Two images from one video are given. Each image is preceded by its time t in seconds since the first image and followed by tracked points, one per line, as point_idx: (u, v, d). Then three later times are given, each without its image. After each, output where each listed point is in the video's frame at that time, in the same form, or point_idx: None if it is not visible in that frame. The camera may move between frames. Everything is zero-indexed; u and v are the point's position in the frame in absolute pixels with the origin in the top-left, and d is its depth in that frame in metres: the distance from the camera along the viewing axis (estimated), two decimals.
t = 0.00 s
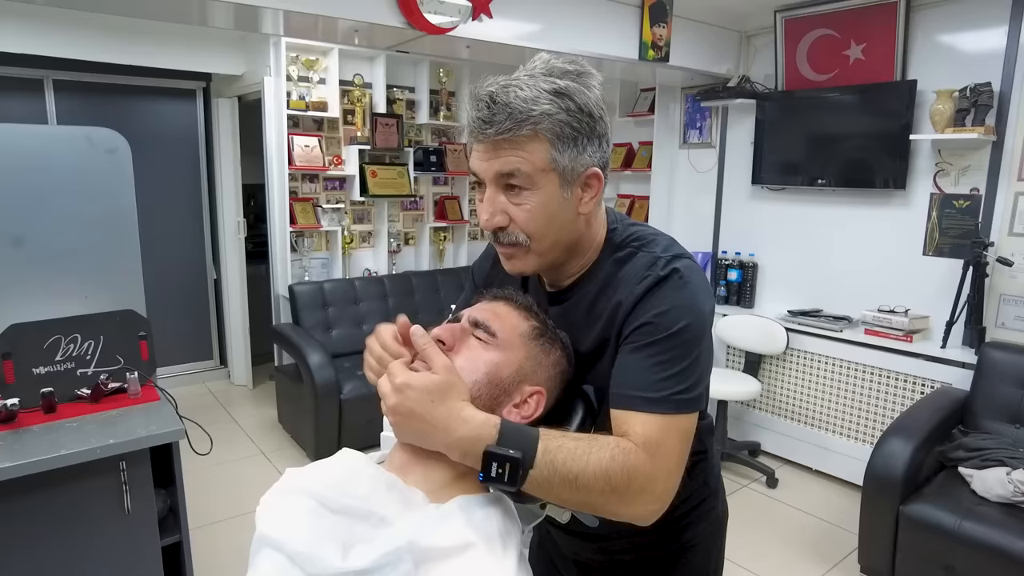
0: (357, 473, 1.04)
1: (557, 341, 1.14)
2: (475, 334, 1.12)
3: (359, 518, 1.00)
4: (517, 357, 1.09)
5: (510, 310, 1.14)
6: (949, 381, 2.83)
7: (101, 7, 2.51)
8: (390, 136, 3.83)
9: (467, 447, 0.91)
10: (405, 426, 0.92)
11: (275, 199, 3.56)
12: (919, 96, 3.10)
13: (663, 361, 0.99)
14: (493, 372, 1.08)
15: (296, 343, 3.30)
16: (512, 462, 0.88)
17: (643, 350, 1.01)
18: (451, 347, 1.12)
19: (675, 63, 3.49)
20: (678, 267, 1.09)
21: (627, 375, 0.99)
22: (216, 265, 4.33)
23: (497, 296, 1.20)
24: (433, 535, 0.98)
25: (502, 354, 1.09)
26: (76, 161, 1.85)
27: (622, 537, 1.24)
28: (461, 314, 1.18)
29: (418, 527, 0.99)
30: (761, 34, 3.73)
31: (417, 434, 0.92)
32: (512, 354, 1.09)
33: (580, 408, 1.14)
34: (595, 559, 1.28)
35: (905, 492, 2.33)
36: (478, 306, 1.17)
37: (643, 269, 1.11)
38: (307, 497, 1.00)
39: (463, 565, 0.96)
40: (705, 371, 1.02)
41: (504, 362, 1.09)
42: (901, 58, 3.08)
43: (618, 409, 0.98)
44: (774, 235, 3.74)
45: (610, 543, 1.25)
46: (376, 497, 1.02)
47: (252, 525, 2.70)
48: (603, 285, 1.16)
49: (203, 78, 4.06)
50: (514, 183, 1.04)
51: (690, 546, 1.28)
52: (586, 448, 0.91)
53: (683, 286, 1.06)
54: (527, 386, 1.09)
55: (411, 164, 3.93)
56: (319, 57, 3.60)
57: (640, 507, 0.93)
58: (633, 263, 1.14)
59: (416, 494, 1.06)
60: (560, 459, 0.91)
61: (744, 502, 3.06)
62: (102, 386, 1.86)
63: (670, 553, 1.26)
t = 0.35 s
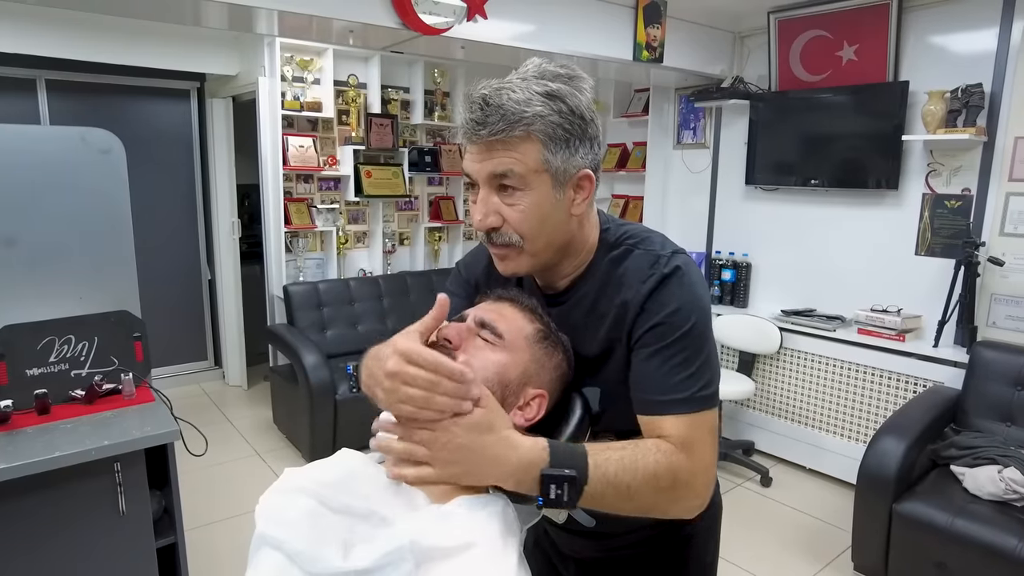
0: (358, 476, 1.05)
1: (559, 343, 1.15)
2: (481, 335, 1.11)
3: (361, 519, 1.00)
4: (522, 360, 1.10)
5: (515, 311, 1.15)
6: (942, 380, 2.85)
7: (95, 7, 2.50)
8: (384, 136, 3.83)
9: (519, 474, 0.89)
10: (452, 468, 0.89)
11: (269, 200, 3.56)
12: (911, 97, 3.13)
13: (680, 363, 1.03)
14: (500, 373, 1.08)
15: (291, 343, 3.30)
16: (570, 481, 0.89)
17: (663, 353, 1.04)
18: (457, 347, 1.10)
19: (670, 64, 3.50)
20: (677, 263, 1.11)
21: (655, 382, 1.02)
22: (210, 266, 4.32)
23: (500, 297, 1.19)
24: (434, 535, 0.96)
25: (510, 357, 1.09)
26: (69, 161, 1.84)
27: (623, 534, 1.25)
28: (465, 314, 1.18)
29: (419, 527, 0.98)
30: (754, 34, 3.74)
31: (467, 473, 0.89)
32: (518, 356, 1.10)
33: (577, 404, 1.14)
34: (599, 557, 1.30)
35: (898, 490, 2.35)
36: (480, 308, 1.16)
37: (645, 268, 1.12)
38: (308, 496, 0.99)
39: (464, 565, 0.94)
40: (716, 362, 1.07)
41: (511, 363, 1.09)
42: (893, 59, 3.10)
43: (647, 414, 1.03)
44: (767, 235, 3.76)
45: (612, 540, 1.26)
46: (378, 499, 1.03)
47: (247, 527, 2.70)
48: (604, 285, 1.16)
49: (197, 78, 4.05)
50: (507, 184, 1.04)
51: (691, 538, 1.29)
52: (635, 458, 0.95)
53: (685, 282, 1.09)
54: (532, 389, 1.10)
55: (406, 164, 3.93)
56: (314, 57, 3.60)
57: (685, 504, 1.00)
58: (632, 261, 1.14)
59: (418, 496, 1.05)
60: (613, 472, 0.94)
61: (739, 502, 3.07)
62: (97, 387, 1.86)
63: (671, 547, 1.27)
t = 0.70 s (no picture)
0: (360, 471, 1.04)
1: (564, 342, 1.15)
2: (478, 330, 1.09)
3: (362, 515, 0.99)
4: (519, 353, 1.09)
5: (516, 308, 1.13)
6: (935, 379, 2.86)
7: (87, 6, 2.49)
8: (380, 136, 3.82)
9: (556, 420, 0.81)
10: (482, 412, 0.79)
11: (264, 200, 3.55)
12: (904, 97, 3.14)
13: (700, 354, 1.04)
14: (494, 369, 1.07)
15: (286, 344, 3.29)
16: (609, 433, 0.84)
17: (681, 345, 1.05)
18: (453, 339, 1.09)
19: (665, 64, 3.51)
20: (692, 261, 1.13)
21: (671, 370, 1.03)
22: (205, 266, 4.31)
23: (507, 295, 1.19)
24: (435, 533, 0.96)
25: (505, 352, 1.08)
26: (63, 161, 1.83)
27: (628, 531, 1.25)
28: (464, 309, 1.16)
29: (420, 524, 0.97)
30: (750, 35, 3.75)
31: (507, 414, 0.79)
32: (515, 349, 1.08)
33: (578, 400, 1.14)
34: (603, 558, 1.30)
35: (892, 488, 2.36)
36: (484, 304, 1.15)
37: (658, 266, 1.14)
38: (309, 493, 0.99)
39: (465, 562, 0.94)
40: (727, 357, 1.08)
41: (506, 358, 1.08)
42: (887, 60, 3.11)
43: (666, 400, 1.01)
44: (762, 235, 3.77)
45: (616, 538, 1.26)
46: (380, 495, 1.01)
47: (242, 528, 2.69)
48: (616, 283, 1.16)
49: (191, 78, 4.04)
50: (522, 180, 1.04)
51: (698, 537, 1.28)
52: (666, 429, 0.92)
53: (701, 279, 1.11)
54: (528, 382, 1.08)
55: (402, 164, 3.95)
56: (309, 57, 3.59)
57: (700, 493, 0.96)
58: (645, 259, 1.15)
59: (418, 491, 1.04)
60: (645, 436, 0.90)
61: (734, 500, 3.08)
62: (91, 388, 1.85)
63: (675, 551, 1.27)
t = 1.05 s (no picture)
0: (356, 469, 1.04)
1: (554, 341, 1.16)
2: (476, 323, 1.12)
3: (357, 512, 0.99)
4: (515, 350, 1.10)
5: (512, 306, 1.16)
6: (930, 378, 2.88)
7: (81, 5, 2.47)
8: (376, 136, 3.81)
9: (475, 442, 0.89)
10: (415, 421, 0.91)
11: (259, 200, 3.55)
12: (899, 97, 3.15)
13: (676, 347, 1.02)
14: (491, 361, 1.09)
15: (282, 344, 3.28)
16: (522, 458, 0.87)
17: (656, 335, 1.04)
18: (450, 332, 1.12)
19: (660, 64, 3.51)
20: (691, 256, 1.12)
21: (639, 360, 1.01)
22: (200, 266, 4.30)
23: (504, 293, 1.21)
24: (431, 530, 0.97)
25: (501, 345, 1.10)
26: (56, 161, 1.82)
27: (628, 531, 1.25)
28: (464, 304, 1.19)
29: (415, 522, 0.98)
30: (745, 35, 3.76)
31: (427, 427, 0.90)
32: (511, 346, 1.10)
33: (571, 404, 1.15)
34: (603, 557, 1.29)
35: (887, 487, 2.37)
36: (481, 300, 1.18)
37: (657, 260, 1.12)
38: (306, 491, 0.99)
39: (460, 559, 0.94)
40: (710, 357, 1.05)
41: (503, 352, 1.09)
42: (882, 60, 3.13)
43: (624, 393, 1.01)
44: (757, 234, 3.78)
45: (617, 537, 1.26)
46: (375, 492, 1.01)
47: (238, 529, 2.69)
48: (615, 278, 1.15)
49: (186, 78, 4.03)
50: (534, 173, 1.04)
51: (696, 540, 1.29)
52: (596, 439, 0.92)
53: (698, 276, 1.09)
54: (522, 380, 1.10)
55: (398, 164, 3.93)
56: (305, 57, 3.58)
57: (643, 491, 0.96)
58: (645, 255, 1.15)
59: (414, 490, 1.04)
60: (571, 450, 0.91)
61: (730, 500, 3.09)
62: (86, 389, 1.85)
63: (674, 551, 1.27)
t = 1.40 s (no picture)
0: (351, 468, 1.03)
1: (547, 340, 1.16)
2: (473, 323, 1.11)
3: (353, 511, 0.99)
4: (511, 351, 1.10)
5: (508, 306, 1.15)
6: (925, 377, 2.89)
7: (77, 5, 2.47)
8: (372, 136, 3.82)
9: (531, 461, 0.90)
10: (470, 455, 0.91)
11: (256, 200, 3.54)
12: (895, 98, 3.16)
13: (696, 342, 1.04)
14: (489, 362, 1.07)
15: (279, 345, 3.28)
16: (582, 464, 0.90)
17: (679, 332, 1.06)
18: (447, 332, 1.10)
19: (657, 65, 3.52)
20: (698, 250, 1.15)
21: (667, 357, 1.03)
22: (197, 267, 4.29)
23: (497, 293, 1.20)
24: (428, 529, 0.97)
25: (498, 346, 1.09)
26: (51, 161, 1.81)
27: (630, 523, 1.26)
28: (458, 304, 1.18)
29: (412, 521, 0.98)
30: (741, 35, 3.77)
31: (480, 454, 0.90)
32: (508, 346, 1.10)
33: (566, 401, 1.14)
34: (607, 552, 1.29)
35: (883, 486, 2.38)
36: (476, 299, 1.16)
37: (667, 255, 1.15)
38: (300, 490, 0.99)
39: (456, 558, 0.94)
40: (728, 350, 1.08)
41: (500, 352, 1.09)
42: (877, 61, 3.14)
43: (654, 390, 1.03)
44: (753, 234, 3.79)
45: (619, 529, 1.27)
46: (371, 491, 1.01)
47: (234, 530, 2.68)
48: (625, 273, 1.17)
49: (182, 78, 4.02)
50: (541, 166, 1.05)
51: (699, 534, 1.29)
52: (641, 439, 0.95)
53: (705, 269, 1.12)
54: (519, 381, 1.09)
55: (395, 164, 3.92)
56: (301, 57, 3.57)
57: (690, 481, 1.00)
58: (653, 250, 1.17)
59: (411, 488, 1.04)
60: (620, 453, 0.94)
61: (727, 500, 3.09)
62: (82, 390, 1.84)
63: (676, 544, 1.27)
